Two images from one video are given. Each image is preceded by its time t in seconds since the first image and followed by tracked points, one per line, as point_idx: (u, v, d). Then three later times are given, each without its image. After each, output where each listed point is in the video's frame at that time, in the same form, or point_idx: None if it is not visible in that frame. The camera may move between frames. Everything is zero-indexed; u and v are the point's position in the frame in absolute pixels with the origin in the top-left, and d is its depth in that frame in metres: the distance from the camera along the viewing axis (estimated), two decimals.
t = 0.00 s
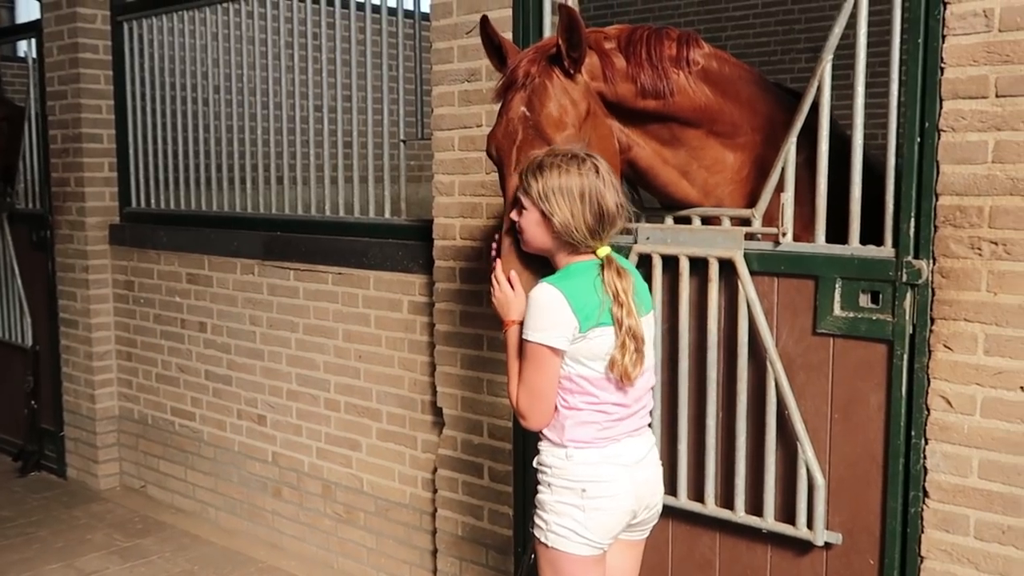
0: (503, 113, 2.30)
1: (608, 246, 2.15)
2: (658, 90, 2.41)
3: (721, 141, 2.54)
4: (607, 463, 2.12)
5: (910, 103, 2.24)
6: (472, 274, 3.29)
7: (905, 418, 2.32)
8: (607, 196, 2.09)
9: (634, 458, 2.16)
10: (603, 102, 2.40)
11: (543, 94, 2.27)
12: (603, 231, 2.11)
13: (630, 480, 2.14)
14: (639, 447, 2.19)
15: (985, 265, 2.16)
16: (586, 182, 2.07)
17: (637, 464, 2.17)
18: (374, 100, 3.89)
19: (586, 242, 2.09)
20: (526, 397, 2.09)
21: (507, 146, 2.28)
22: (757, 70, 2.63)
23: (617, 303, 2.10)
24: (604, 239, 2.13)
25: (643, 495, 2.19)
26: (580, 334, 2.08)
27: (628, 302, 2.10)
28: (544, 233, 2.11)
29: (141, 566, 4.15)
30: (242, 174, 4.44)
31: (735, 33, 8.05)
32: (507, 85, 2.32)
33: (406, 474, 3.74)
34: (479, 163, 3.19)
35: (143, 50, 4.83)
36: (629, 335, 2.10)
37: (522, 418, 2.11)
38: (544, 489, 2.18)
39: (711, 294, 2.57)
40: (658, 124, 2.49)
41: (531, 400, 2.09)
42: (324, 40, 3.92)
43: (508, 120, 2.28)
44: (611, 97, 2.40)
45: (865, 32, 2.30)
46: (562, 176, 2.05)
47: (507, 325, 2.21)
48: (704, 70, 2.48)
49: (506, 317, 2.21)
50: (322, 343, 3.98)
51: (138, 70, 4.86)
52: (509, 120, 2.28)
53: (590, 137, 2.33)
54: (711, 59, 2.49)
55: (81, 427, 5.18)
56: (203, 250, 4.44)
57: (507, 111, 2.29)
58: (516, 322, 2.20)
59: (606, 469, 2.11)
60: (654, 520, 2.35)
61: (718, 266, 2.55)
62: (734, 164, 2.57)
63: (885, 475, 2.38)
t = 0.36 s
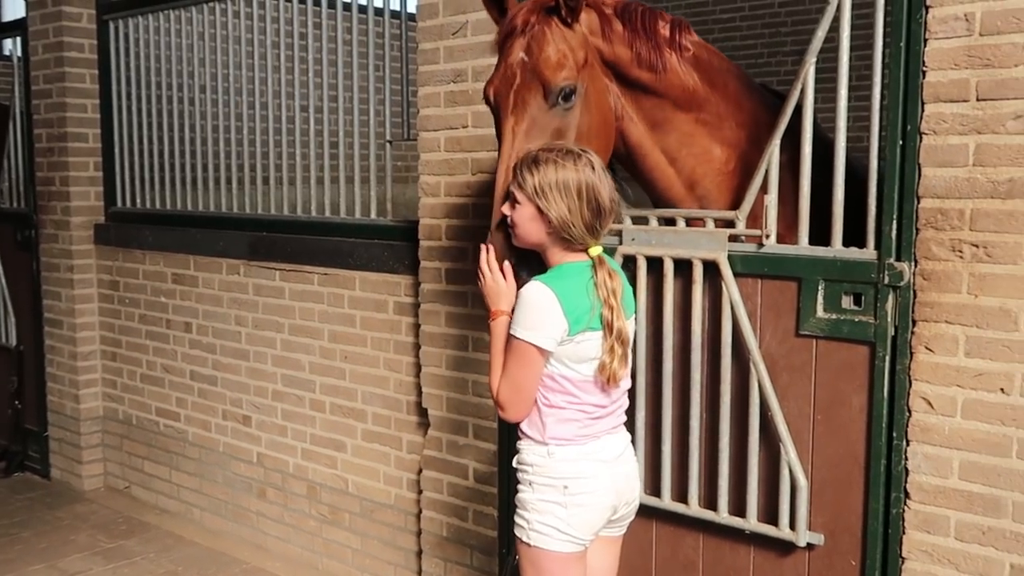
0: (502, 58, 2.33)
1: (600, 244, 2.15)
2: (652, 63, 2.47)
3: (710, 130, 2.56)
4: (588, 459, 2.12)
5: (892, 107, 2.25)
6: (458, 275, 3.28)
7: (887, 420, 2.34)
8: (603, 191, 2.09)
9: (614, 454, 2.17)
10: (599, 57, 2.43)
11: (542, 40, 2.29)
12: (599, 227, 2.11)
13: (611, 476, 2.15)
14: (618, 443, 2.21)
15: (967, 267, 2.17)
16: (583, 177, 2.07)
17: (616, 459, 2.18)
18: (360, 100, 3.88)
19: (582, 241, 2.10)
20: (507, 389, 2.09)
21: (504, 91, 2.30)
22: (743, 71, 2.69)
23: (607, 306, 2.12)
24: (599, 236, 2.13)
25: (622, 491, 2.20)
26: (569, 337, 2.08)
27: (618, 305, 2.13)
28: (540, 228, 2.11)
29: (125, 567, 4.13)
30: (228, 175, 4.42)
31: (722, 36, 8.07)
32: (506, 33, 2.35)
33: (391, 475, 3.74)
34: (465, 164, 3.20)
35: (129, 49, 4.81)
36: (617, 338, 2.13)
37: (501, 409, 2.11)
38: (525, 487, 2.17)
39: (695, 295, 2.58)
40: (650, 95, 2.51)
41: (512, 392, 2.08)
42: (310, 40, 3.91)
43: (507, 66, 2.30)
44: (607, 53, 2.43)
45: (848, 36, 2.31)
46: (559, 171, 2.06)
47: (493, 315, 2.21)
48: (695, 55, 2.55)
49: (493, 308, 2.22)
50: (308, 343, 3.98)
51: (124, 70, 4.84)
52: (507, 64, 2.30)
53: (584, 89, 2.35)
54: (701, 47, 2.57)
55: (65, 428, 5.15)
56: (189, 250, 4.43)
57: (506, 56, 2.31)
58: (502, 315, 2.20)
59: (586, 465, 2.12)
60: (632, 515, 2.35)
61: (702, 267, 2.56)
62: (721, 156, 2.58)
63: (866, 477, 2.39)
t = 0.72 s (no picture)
0: (495, 37, 2.32)
1: (574, 268, 2.06)
2: (640, 55, 2.49)
3: (691, 129, 2.60)
4: (564, 456, 2.12)
5: (869, 109, 2.26)
6: (437, 277, 3.27)
7: (865, 420, 2.35)
8: (561, 239, 1.99)
9: (591, 451, 2.18)
10: (592, 41, 2.44)
11: (538, 20, 2.29)
12: (555, 268, 2.04)
13: (588, 473, 2.16)
14: (594, 440, 2.21)
15: (943, 268, 2.19)
16: (539, 219, 1.98)
17: (593, 456, 2.19)
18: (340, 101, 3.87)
19: (543, 266, 2.03)
20: (486, 399, 2.10)
21: (497, 69, 2.30)
22: (722, 74, 2.74)
23: (583, 330, 2.08)
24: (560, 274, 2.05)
25: (599, 488, 2.20)
26: (552, 356, 2.07)
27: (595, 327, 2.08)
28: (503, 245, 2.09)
29: (101, 571, 4.09)
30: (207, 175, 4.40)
31: (701, 38, 8.11)
32: (499, 12, 2.34)
33: (371, 477, 3.72)
34: (445, 165, 3.19)
35: (105, 48, 4.78)
36: (600, 359, 2.11)
37: (480, 415, 2.13)
38: (503, 484, 2.17)
39: (674, 296, 2.58)
40: (636, 87, 2.52)
41: (491, 403, 2.10)
42: (290, 41, 3.90)
43: (501, 45, 2.30)
44: (599, 39, 2.44)
45: (826, 39, 2.32)
46: (519, 204, 1.99)
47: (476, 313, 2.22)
48: (679, 53, 2.58)
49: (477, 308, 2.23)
50: (286, 345, 3.95)
51: (101, 70, 4.80)
52: (502, 43, 2.30)
53: (577, 70, 2.36)
54: (685, 45, 2.61)
55: (41, 431, 5.09)
56: (167, 251, 4.39)
57: (500, 35, 2.31)
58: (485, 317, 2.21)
59: (563, 462, 2.12)
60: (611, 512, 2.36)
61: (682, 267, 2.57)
62: (700, 153, 2.61)
63: (844, 477, 2.41)
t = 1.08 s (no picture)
0: (489, 45, 2.31)
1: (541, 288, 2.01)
2: (632, 63, 2.50)
3: (681, 135, 2.61)
4: (552, 461, 2.12)
5: (857, 114, 2.27)
6: (426, 280, 3.27)
7: (853, 423, 2.36)
8: (511, 274, 1.97)
9: (581, 457, 2.17)
10: (584, 51, 2.44)
11: (531, 29, 2.29)
12: (514, 299, 2.02)
13: (576, 479, 2.15)
14: (587, 446, 2.20)
15: (931, 272, 2.19)
16: (489, 254, 1.97)
17: (585, 463, 2.18)
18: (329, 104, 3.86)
19: (502, 297, 2.02)
20: (473, 408, 2.12)
21: (490, 78, 2.30)
22: (711, 79, 2.75)
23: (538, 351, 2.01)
24: (522, 303, 2.03)
25: (590, 494, 2.20)
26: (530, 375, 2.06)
27: (552, 352, 1.99)
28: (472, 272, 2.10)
29: None
30: (194, 177, 4.38)
31: (690, 41, 8.14)
32: (492, 20, 2.33)
33: (359, 480, 3.71)
34: (434, 168, 3.18)
35: (92, 50, 4.75)
36: (545, 388, 2.00)
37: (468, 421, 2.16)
38: (493, 488, 2.18)
39: (663, 299, 2.59)
40: (627, 95, 2.53)
41: (477, 413, 2.12)
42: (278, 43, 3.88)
43: (495, 54, 2.29)
44: (591, 47, 2.44)
45: (814, 44, 2.33)
46: (472, 238, 1.99)
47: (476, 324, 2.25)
48: (669, 60, 2.59)
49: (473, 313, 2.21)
50: (274, 348, 3.94)
51: (87, 71, 4.77)
52: (496, 52, 2.29)
53: (570, 80, 2.36)
54: (675, 52, 2.61)
55: (26, 434, 5.06)
56: (153, 254, 4.37)
57: (493, 44, 2.30)
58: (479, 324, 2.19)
59: (551, 467, 2.12)
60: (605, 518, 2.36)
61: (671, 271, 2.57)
62: (690, 160, 2.63)
63: (832, 480, 2.41)
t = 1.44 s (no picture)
0: (487, 45, 2.31)
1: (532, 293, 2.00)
2: (629, 63, 2.50)
3: (678, 136, 2.62)
4: (551, 466, 2.12)
5: (853, 115, 2.27)
6: (421, 281, 3.26)
7: (849, 424, 2.36)
8: (488, 284, 1.98)
9: (581, 462, 2.16)
10: (582, 50, 2.43)
11: (530, 28, 2.28)
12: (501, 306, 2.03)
13: (576, 484, 2.15)
14: (586, 451, 2.19)
15: (926, 273, 2.19)
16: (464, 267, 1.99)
17: (585, 467, 2.18)
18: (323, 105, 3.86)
19: (490, 304, 2.03)
20: (472, 415, 2.12)
21: (489, 77, 2.29)
22: (706, 79, 2.76)
23: (539, 356, 2.00)
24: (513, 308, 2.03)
25: (589, 498, 2.19)
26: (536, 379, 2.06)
27: (555, 354, 1.99)
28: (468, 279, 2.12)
29: None
30: (189, 178, 4.37)
31: (685, 43, 8.14)
32: (490, 20, 2.32)
33: (354, 482, 3.70)
34: (429, 169, 3.18)
35: (86, 51, 4.74)
36: (557, 389, 2.00)
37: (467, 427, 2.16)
38: (492, 493, 2.18)
39: (659, 300, 2.58)
40: (623, 95, 2.53)
41: (476, 419, 2.11)
42: (273, 44, 3.88)
43: (494, 53, 2.29)
44: (589, 47, 2.44)
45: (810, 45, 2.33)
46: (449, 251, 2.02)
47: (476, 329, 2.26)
48: (664, 60, 2.59)
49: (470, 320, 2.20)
50: (269, 349, 3.93)
51: (82, 73, 4.76)
52: (495, 51, 2.28)
53: (569, 80, 2.36)
54: (670, 52, 2.62)
55: (21, 436, 5.04)
56: (148, 255, 4.36)
57: (492, 43, 2.29)
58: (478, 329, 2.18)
59: (550, 472, 2.12)
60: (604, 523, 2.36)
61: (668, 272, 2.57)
62: (685, 160, 2.63)
63: (828, 481, 2.41)
